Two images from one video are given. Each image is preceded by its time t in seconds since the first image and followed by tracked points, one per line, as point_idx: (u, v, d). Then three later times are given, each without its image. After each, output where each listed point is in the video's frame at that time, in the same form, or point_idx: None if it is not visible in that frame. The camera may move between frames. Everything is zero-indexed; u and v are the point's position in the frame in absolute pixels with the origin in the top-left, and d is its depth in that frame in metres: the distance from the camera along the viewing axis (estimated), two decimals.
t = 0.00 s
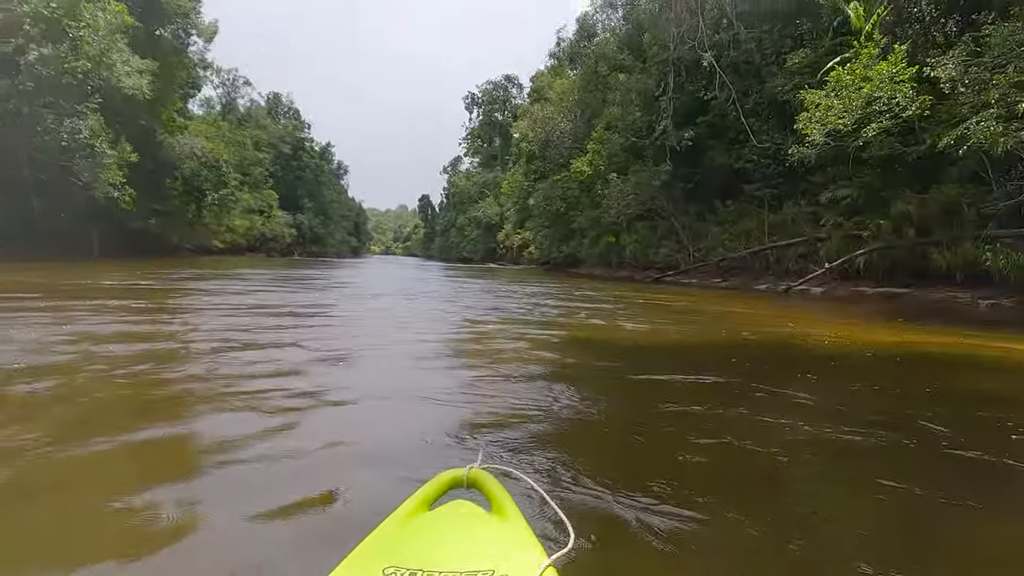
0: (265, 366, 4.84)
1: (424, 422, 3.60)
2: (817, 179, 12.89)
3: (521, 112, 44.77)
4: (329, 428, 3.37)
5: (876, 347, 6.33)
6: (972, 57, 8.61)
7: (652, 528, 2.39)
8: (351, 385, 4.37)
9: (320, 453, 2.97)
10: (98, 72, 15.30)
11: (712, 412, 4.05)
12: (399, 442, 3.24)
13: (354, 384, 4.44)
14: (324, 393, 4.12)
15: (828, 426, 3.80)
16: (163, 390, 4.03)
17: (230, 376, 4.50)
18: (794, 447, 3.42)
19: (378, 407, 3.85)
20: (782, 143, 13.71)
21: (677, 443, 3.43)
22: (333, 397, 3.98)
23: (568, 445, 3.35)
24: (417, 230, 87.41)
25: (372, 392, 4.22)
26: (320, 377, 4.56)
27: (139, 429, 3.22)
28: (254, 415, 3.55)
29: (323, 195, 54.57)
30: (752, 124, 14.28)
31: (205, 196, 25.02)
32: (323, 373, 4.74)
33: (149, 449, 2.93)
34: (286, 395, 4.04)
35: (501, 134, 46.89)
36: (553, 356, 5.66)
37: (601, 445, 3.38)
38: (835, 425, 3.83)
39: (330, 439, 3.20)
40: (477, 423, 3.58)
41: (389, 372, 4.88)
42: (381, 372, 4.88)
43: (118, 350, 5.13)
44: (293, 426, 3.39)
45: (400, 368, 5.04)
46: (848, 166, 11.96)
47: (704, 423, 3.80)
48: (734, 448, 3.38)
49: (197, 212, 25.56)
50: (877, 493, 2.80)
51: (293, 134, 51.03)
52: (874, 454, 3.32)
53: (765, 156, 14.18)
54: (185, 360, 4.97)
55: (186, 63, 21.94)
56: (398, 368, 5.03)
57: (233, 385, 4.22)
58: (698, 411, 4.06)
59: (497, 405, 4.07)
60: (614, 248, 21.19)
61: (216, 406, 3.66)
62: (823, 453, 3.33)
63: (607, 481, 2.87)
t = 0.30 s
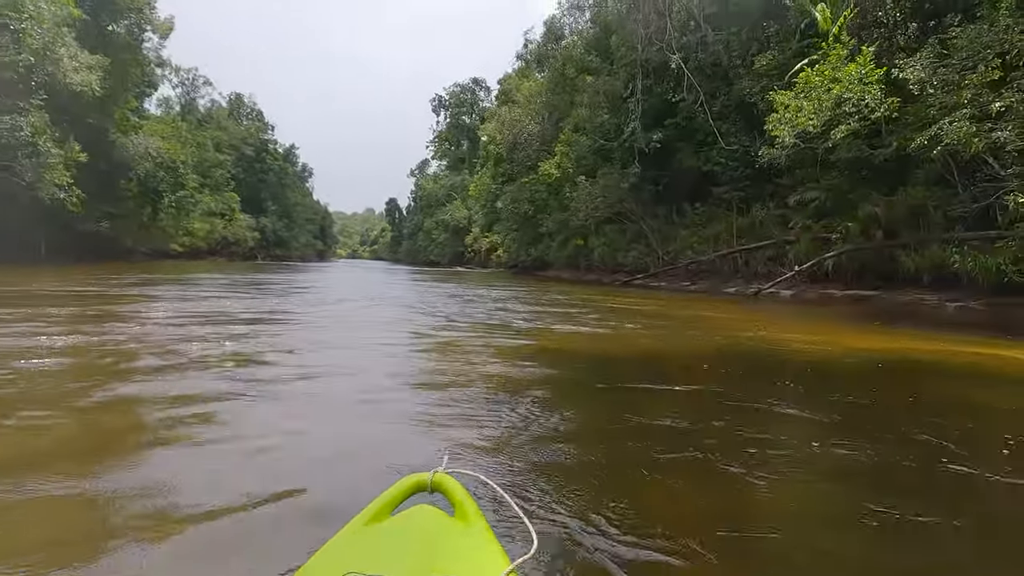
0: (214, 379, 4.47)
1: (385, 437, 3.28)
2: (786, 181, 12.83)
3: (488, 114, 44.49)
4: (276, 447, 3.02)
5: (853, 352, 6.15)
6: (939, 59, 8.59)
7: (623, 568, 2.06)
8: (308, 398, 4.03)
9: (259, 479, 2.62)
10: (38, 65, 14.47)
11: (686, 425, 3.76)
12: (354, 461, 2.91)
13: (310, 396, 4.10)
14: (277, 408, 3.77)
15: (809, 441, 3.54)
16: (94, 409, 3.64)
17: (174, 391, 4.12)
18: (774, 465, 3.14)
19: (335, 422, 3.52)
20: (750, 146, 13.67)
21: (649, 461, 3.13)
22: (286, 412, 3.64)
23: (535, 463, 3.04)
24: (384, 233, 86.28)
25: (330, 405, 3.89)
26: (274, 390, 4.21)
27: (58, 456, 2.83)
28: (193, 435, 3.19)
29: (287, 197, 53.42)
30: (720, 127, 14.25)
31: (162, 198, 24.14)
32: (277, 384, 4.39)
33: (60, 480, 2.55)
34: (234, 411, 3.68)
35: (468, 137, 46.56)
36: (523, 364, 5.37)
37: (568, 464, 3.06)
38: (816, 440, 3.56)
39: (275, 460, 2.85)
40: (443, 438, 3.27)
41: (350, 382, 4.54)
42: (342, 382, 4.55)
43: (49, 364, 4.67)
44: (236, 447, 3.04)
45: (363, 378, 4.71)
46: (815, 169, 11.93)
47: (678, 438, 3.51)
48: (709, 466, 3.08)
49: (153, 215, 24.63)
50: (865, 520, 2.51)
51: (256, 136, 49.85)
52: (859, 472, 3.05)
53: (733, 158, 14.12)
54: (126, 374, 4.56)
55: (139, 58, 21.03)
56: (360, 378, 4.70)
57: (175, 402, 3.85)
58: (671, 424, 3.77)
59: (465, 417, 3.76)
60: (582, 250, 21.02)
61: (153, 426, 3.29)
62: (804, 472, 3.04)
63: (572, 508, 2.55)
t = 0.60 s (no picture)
0: (188, 390, 4.13)
1: (368, 459, 2.94)
2: (787, 180, 12.53)
3: (482, 114, 44.21)
4: (242, 470, 2.68)
5: (867, 359, 5.84)
6: (948, 53, 8.29)
7: None
8: (287, 412, 3.69)
9: (214, 511, 2.27)
10: (17, 60, 14.07)
11: (690, 441, 3.41)
12: (330, 487, 2.57)
13: (291, 410, 3.76)
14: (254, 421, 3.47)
15: (826, 459, 3.19)
16: (49, 426, 3.29)
17: (142, 404, 3.78)
18: (788, 491, 2.77)
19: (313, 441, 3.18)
20: (750, 144, 13.37)
21: (650, 485, 2.77)
22: (262, 429, 3.31)
23: (530, 491, 2.69)
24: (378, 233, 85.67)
25: (311, 420, 3.55)
26: (252, 403, 3.87)
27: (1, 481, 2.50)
28: (158, 453, 2.88)
29: (279, 197, 52.96)
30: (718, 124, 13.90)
31: (149, 197, 23.72)
32: (256, 397, 4.05)
33: None
34: (203, 426, 3.34)
35: (462, 137, 46.28)
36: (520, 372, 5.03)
37: (562, 491, 2.70)
38: (834, 458, 3.21)
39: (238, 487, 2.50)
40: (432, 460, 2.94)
41: (336, 394, 4.20)
42: (326, 393, 4.21)
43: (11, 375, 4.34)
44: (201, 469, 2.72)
45: (350, 389, 4.38)
46: (817, 167, 11.62)
47: (682, 458, 3.15)
48: (718, 493, 2.72)
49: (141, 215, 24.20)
50: (895, 562, 2.15)
51: (248, 135, 49.39)
52: (886, 500, 2.68)
53: (732, 157, 13.74)
54: (93, 385, 4.24)
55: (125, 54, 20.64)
56: (346, 389, 4.37)
57: (141, 416, 3.51)
58: (673, 439, 3.41)
59: (457, 434, 3.42)
60: (578, 251, 20.72)
61: (109, 445, 2.95)
62: (824, 500, 2.68)
63: (566, 546, 2.19)
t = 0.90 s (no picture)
0: (165, 406, 3.80)
1: (355, 491, 2.58)
2: (792, 178, 12.23)
3: (479, 113, 43.87)
4: (221, 508, 2.36)
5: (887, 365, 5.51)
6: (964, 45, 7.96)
7: None
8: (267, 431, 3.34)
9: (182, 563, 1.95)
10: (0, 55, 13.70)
11: (700, 464, 3.04)
12: (306, 530, 2.23)
13: (272, 428, 3.41)
14: (236, 443, 3.15)
15: (853, 485, 2.82)
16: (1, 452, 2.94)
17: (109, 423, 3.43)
18: (812, 526, 2.40)
19: (295, 467, 2.83)
20: (754, 141, 13.07)
21: (655, 519, 2.40)
22: (244, 452, 2.99)
23: (532, 525, 2.34)
24: (374, 234, 85.16)
25: (294, 440, 3.21)
26: (230, 420, 3.51)
27: None
28: (126, 486, 2.56)
29: (275, 197, 52.53)
30: (721, 121, 13.61)
31: (141, 197, 23.32)
32: (236, 412, 3.69)
33: None
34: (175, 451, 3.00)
35: (459, 136, 45.95)
36: (521, 382, 4.68)
37: (574, 523, 2.36)
38: (862, 483, 2.83)
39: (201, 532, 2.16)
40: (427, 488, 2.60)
41: (322, 408, 3.85)
42: (314, 408, 3.86)
43: None
44: (173, 505, 2.40)
45: (337, 402, 4.03)
46: (824, 164, 11.30)
47: (692, 484, 2.78)
48: (743, 526, 2.37)
49: (133, 215, 23.79)
50: None
51: (243, 135, 48.96)
52: (926, 537, 2.29)
53: (735, 154, 13.42)
54: (63, 400, 3.90)
55: (116, 50, 20.26)
56: (336, 401, 4.02)
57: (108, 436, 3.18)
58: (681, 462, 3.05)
59: (453, 455, 3.07)
60: (576, 251, 20.33)
61: (69, 476, 2.62)
62: (853, 538, 2.29)
63: None
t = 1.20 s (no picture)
0: (145, 418, 3.50)
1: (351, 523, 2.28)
2: (802, 175, 11.92)
3: (479, 113, 43.59)
4: (199, 545, 2.06)
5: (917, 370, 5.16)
6: (985, 35, 7.61)
7: None
8: (257, 449, 3.03)
9: None
10: None
11: (728, 489, 2.69)
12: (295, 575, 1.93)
13: (262, 444, 3.10)
14: (221, 461, 2.85)
15: (906, 512, 2.45)
16: None
17: (82, 438, 3.13)
18: (865, 569, 2.03)
19: (284, 494, 2.51)
20: (762, 138, 12.75)
21: (681, 561, 2.04)
22: (230, 474, 2.70)
23: (550, 559, 2.03)
24: (374, 235, 84.91)
25: (286, 460, 2.90)
26: (217, 435, 3.20)
27: None
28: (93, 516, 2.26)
29: (274, 198, 52.23)
30: (728, 117, 13.28)
31: (137, 197, 22.99)
32: (223, 426, 3.38)
33: None
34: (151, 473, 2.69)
35: (459, 136, 45.66)
36: (531, 389, 4.36)
37: (596, 561, 2.04)
38: (914, 509, 2.48)
39: None
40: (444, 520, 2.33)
41: (318, 420, 3.55)
42: (307, 419, 3.58)
43: None
44: (146, 540, 2.10)
45: (335, 413, 3.73)
46: (836, 161, 10.98)
47: (721, 515, 2.43)
48: (794, 566, 2.03)
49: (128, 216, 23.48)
50: None
51: (243, 135, 48.65)
52: None
53: (742, 151, 13.07)
54: (35, 409, 3.61)
55: (110, 48, 19.94)
56: (334, 413, 3.71)
57: (80, 454, 2.87)
58: (708, 487, 2.70)
59: (462, 478, 2.75)
60: (579, 250, 19.98)
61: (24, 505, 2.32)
62: None
63: None
